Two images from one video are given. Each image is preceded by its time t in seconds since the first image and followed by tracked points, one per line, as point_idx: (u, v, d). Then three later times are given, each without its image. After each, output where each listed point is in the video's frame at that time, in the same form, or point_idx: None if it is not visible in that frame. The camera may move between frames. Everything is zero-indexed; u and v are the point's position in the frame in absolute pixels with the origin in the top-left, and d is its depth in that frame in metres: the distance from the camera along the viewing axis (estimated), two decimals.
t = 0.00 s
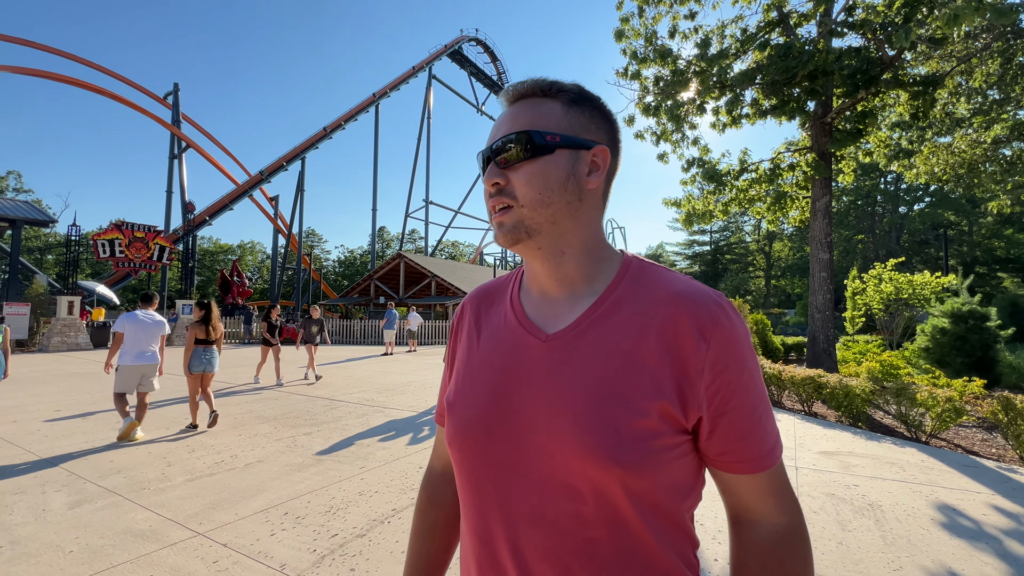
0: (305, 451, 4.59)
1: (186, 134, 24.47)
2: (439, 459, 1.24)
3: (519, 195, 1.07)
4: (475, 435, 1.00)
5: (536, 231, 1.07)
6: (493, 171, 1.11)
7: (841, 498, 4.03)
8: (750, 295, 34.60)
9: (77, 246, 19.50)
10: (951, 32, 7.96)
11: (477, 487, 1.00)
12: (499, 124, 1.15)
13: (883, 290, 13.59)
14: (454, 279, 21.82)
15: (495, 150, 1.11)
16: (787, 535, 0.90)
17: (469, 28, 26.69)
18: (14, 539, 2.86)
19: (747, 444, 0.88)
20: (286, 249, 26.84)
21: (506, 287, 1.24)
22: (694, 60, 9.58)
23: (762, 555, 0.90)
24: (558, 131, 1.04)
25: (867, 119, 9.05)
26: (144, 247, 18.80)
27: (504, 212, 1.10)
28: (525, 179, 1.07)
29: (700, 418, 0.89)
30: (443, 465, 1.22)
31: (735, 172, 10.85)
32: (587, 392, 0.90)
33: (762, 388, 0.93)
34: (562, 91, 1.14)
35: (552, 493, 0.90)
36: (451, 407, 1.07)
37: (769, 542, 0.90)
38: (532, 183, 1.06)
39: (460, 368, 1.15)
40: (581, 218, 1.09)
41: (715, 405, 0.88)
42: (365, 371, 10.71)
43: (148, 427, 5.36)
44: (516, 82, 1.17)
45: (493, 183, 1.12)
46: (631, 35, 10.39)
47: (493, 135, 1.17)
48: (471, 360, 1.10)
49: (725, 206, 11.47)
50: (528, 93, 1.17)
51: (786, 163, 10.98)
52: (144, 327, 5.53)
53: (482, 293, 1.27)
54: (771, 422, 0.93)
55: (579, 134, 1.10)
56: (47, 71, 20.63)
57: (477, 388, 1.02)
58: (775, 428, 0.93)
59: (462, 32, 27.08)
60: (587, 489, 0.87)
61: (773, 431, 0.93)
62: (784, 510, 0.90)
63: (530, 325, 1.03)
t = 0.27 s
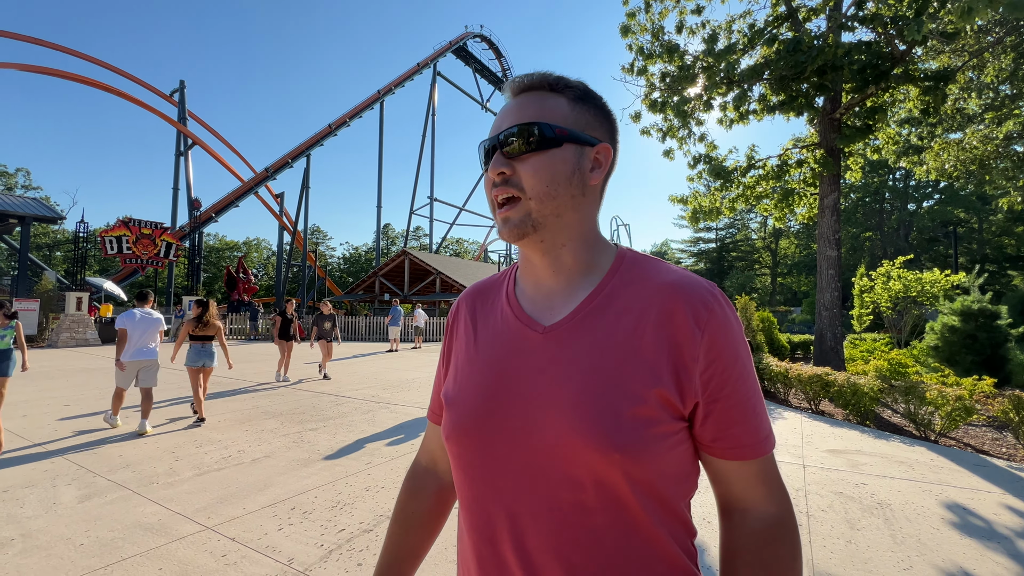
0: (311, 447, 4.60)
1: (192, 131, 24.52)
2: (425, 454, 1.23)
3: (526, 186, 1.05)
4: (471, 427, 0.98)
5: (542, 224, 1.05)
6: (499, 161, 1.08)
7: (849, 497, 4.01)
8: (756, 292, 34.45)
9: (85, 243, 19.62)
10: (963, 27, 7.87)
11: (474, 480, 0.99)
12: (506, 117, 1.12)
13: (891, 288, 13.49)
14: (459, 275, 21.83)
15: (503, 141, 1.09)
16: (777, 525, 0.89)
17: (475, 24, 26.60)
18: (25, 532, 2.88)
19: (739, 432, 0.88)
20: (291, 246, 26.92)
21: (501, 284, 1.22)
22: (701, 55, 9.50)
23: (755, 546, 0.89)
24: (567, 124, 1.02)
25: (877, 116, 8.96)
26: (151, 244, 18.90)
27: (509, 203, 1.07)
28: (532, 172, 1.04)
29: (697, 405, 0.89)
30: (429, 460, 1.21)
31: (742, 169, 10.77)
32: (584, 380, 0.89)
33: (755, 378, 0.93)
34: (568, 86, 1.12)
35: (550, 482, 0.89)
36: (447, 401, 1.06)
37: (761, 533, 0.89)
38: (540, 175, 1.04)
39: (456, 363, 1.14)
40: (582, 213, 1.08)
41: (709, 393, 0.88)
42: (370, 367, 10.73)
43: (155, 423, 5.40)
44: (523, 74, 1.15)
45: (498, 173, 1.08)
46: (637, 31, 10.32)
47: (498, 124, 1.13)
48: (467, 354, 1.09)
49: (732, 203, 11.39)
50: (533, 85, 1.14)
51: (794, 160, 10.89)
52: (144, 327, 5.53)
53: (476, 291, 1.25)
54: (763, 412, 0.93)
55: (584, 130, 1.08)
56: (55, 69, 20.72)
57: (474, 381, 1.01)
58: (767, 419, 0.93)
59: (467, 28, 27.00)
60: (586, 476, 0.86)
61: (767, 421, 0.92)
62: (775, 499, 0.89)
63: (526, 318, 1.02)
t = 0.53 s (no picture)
0: (315, 445, 4.60)
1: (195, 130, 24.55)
2: (432, 459, 1.21)
3: (548, 186, 1.02)
4: (479, 428, 0.96)
5: (561, 225, 1.03)
6: (522, 158, 1.04)
7: (855, 497, 3.99)
8: (759, 292, 34.37)
9: (89, 241, 19.68)
10: (970, 25, 7.82)
11: (480, 482, 0.97)
12: (526, 113, 1.09)
13: (896, 287, 13.43)
14: (461, 274, 21.83)
15: (526, 137, 1.06)
16: (787, 522, 0.89)
17: (478, 23, 26.56)
18: (30, 529, 2.89)
19: (748, 427, 0.88)
20: (294, 244, 26.95)
21: (503, 284, 1.19)
22: (705, 53, 9.46)
23: (766, 544, 0.88)
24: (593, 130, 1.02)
25: (883, 114, 8.92)
26: (154, 242, 18.95)
27: (528, 202, 1.03)
28: (557, 171, 1.02)
29: (706, 401, 0.88)
30: (437, 467, 1.20)
31: (746, 168, 10.73)
32: (595, 377, 0.88)
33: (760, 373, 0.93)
34: (587, 90, 1.13)
35: (561, 483, 0.87)
36: (452, 402, 1.03)
37: (771, 530, 0.88)
38: (563, 175, 1.02)
39: (459, 365, 1.12)
40: (597, 216, 1.08)
41: (719, 388, 0.88)
42: (373, 366, 10.73)
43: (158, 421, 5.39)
44: (542, 71, 1.13)
45: (520, 170, 1.04)
46: (641, 29, 10.29)
47: (517, 119, 1.10)
48: (473, 354, 1.06)
49: (736, 201, 11.35)
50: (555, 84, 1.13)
51: (798, 158, 10.84)
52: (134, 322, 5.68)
53: (476, 292, 1.23)
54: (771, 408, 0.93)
55: (603, 134, 1.08)
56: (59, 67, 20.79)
57: (479, 381, 1.00)
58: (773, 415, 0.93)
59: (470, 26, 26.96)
60: (598, 478, 0.84)
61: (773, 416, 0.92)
62: (784, 495, 0.89)
63: (533, 316, 1.01)
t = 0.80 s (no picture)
0: (313, 446, 4.58)
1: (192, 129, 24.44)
2: (432, 464, 1.20)
3: (577, 187, 1.01)
4: (490, 431, 0.94)
5: (585, 228, 1.02)
6: (551, 156, 1.02)
7: (854, 498, 3.99)
8: (756, 292, 34.45)
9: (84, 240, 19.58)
10: (967, 27, 7.86)
11: (490, 485, 0.96)
12: (551, 109, 1.08)
13: (892, 288, 13.49)
14: (459, 274, 21.79)
15: (556, 134, 1.05)
16: (801, 522, 0.89)
17: (476, 23, 26.54)
18: (26, 531, 2.86)
19: (761, 427, 0.88)
20: (291, 244, 26.88)
21: (507, 284, 1.17)
22: (704, 54, 9.47)
23: (780, 545, 0.88)
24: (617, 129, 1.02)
25: (880, 116, 8.95)
26: (150, 242, 18.86)
27: (555, 202, 1.02)
28: (587, 174, 1.01)
29: (722, 401, 0.88)
30: (438, 471, 1.19)
31: (745, 169, 10.75)
32: (610, 376, 0.87)
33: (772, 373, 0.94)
34: (605, 90, 1.13)
35: (578, 485, 0.86)
36: (458, 405, 1.01)
37: (786, 531, 0.89)
38: (592, 178, 1.02)
39: (464, 367, 1.10)
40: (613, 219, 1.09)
41: (734, 388, 0.88)
42: (371, 366, 10.69)
43: (154, 422, 5.34)
44: (565, 64, 1.12)
45: (549, 168, 1.02)
46: (640, 30, 10.29)
47: (543, 115, 1.08)
48: (480, 355, 1.04)
49: (734, 202, 11.36)
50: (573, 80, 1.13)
51: (795, 160, 10.86)
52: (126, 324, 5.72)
53: (478, 291, 1.21)
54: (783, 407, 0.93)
55: (623, 136, 1.10)
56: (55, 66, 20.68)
57: (489, 383, 0.98)
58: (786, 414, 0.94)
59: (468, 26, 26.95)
60: (615, 480, 0.83)
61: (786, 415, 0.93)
62: (798, 495, 0.90)
63: (542, 317, 0.99)
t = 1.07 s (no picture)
0: (305, 449, 4.53)
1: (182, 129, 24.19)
2: (422, 471, 1.19)
3: (585, 184, 1.02)
4: (484, 433, 0.94)
5: (588, 227, 1.03)
6: (560, 150, 1.02)
7: (845, 498, 4.01)
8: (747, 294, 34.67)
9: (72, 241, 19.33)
10: (953, 33, 7.98)
11: (485, 488, 0.95)
12: (558, 104, 1.08)
13: (880, 290, 13.64)
14: (452, 276, 21.74)
15: (565, 131, 1.05)
16: (793, 519, 0.89)
17: (469, 25, 26.54)
18: (11, 536, 2.81)
19: (754, 421, 0.89)
20: (283, 245, 26.68)
21: (499, 285, 1.16)
22: (695, 58, 9.54)
23: (775, 543, 0.89)
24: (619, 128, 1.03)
25: (869, 120, 9.05)
26: (139, 243, 18.64)
27: (565, 199, 1.02)
28: (595, 172, 1.02)
29: (715, 398, 0.89)
30: (426, 478, 1.18)
31: (736, 171, 10.82)
32: (607, 376, 0.86)
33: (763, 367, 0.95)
34: (603, 94, 1.15)
35: (576, 485, 0.85)
36: (452, 407, 1.00)
37: (781, 527, 0.88)
38: (601, 177, 1.03)
39: (456, 370, 1.09)
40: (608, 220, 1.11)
41: (729, 383, 0.88)
42: (364, 368, 10.63)
43: (142, 425, 5.28)
44: (568, 59, 1.12)
45: (557, 163, 1.02)
46: (633, 33, 10.34)
47: (549, 110, 1.08)
48: (473, 357, 1.03)
49: (726, 204, 11.44)
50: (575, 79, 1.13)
51: (786, 163, 10.96)
52: (111, 321, 5.81)
53: (468, 293, 1.20)
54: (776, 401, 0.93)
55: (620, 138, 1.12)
56: (42, 64, 20.44)
57: (483, 384, 0.96)
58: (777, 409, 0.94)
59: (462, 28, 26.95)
60: (612, 479, 0.83)
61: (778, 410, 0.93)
62: (791, 491, 0.90)
63: (535, 316, 0.99)
